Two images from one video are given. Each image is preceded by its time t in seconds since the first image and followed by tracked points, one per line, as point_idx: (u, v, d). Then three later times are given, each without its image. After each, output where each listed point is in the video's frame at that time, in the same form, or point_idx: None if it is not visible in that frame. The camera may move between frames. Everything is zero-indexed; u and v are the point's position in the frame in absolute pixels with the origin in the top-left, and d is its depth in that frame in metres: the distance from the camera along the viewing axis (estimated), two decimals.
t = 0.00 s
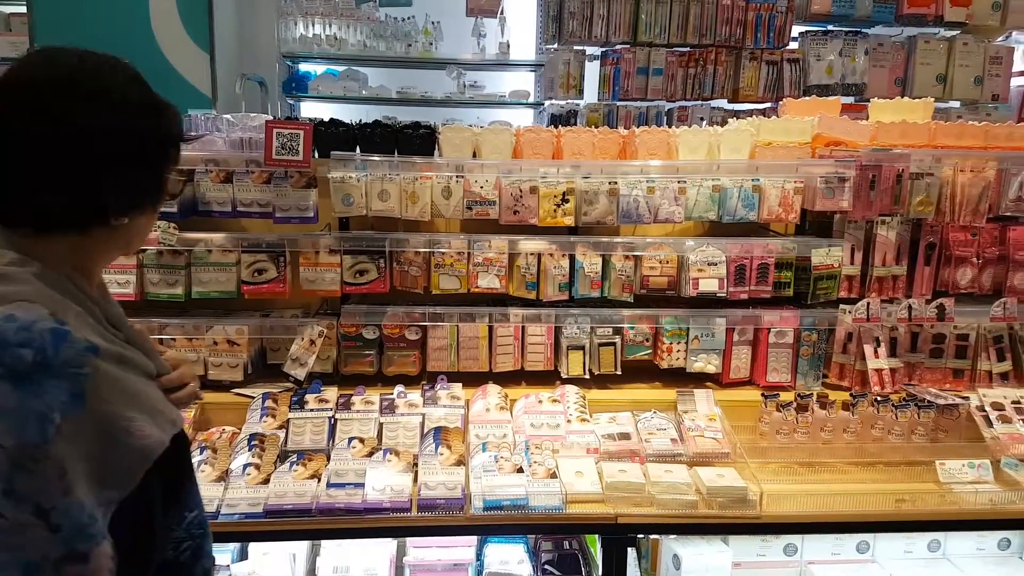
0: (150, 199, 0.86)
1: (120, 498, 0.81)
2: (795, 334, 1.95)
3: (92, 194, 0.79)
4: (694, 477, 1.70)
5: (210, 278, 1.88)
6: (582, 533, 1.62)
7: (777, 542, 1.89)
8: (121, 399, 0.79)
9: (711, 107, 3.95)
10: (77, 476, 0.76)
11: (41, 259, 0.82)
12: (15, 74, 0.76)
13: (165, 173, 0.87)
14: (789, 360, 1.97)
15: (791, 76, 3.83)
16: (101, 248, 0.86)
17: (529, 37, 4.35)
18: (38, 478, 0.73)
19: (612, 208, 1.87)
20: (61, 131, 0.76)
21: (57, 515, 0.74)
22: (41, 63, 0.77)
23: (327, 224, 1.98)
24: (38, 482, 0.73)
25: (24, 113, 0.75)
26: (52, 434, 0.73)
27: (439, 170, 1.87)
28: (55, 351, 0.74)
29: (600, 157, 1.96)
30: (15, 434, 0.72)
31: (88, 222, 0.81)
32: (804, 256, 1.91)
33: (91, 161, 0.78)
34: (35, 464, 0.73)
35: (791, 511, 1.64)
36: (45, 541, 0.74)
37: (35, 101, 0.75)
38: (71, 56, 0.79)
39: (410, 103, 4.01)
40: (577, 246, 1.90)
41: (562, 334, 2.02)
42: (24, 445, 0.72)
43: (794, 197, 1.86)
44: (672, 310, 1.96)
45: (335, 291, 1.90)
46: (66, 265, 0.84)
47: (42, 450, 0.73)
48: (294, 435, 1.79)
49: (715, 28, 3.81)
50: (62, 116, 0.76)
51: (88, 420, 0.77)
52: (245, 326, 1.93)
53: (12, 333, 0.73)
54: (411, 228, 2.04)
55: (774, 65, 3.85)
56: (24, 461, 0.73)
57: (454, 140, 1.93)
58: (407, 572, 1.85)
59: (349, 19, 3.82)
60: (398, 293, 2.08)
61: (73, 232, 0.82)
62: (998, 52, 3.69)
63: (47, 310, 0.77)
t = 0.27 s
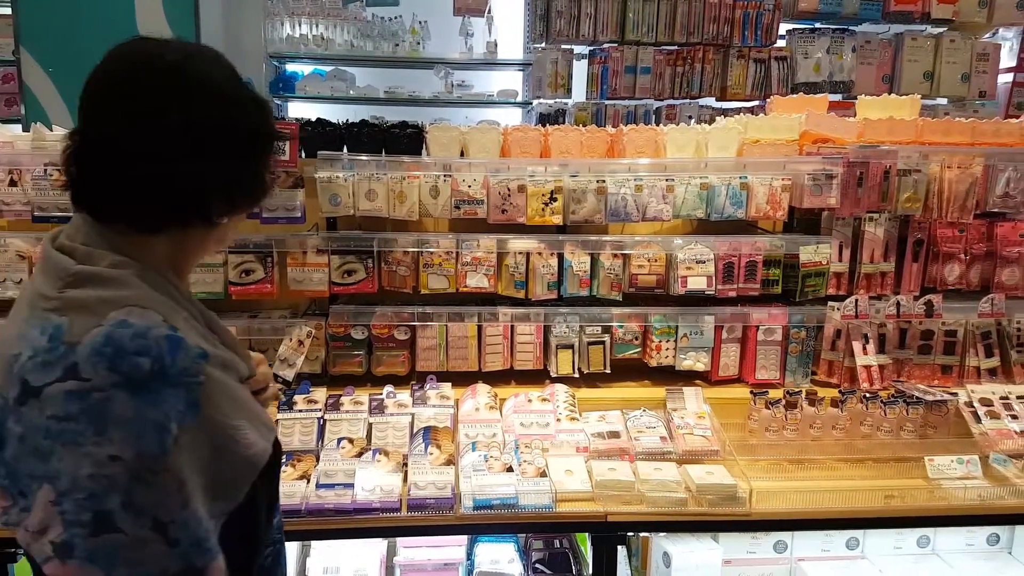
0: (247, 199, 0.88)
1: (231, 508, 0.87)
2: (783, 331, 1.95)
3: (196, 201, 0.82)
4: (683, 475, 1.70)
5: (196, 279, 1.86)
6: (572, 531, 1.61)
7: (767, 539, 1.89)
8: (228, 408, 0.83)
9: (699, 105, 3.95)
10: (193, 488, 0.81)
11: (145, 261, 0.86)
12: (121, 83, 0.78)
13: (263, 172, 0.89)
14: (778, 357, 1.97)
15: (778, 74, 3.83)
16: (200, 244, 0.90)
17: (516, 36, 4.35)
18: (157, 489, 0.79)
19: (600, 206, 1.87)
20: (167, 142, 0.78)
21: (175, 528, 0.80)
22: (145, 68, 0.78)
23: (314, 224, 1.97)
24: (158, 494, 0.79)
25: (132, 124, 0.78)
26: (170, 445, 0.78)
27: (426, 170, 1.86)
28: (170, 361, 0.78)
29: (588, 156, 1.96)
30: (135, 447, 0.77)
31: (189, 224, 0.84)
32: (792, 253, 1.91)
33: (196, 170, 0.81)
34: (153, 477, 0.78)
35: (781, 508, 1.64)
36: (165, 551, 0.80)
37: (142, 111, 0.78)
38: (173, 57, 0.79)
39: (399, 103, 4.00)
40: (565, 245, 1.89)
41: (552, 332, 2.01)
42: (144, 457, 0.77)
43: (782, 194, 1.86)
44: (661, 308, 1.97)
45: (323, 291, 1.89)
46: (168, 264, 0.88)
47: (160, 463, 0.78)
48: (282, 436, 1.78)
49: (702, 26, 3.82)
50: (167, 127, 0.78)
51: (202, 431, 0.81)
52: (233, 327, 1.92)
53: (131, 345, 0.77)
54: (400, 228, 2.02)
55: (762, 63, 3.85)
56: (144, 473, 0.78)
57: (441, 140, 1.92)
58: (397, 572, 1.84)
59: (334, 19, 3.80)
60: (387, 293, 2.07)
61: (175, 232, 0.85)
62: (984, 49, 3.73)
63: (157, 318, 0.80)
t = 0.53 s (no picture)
0: (314, 195, 0.88)
1: (302, 512, 0.87)
2: (775, 330, 1.96)
3: (266, 201, 0.82)
4: (675, 473, 1.70)
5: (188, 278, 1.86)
6: (565, 530, 1.61)
7: (760, 537, 1.89)
8: (300, 412, 0.83)
9: (692, 104, 3.96)
10: (270, 495, 0.81)
11: (214, 263, 0.86)
12: (187, 84, 0.78)
13: (329, 169, 0.89)
14: (769, 355, 1.97)
15: (770, 73, 3.83)
16: (266, 243, 0.90)
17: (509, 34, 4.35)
18: (235, 497, 0.78)
19: (592, 205, 1.87)
20: (238, 144, 0.78)
21: (252, 537, 0.79)
22: (214, 67, 0.78)
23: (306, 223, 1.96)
24: (236, 502, 0.78)
25: (203, 125, 0.78)
26: (249, 452, 0.78)
27: (419, 168, 1.86)
28: (249, 367, 0.78)
29: (581, 154, 1.95)
30: (215, 455, 0.77)
31: (259, 224, 0.84)
32: (784, 252, 1.91)
33: (268, 169, 0.81)
34: (232, 485, 0.78)
35: (773, 506, 1.64)
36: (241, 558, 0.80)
37: (213, 112, 0.77)
38: (241, 55, 0.79)
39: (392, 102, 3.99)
40: (558, 243, 1.89)
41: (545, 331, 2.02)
42: (224, 465, 0.77)
43: (774, 193, 1.87)
44: (653, 307, 1.97)
45: (315, 289, 1.88)
46: (235, 264, 0.87)
47: (240, 471, 0.77)
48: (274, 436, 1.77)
49: (694, 26, 3.82)
50: (239, 129, 0.78)
51: (277, 436, 0.81)
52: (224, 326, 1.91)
53: (209, 350, 0.77)
54: (392, 226, 2.01)
55: (755, 62, 3.85)
56: (224, 481, 0.77)
57: (434, 138, 1.93)
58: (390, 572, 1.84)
59: (328, 17, 3.79)
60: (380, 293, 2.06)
61: (244, 232, 0.85)
62: (976, 48, 3.74)
63: (230, 321, 0.80)
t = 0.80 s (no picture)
0: (372, 198, 0.89)
1: (367, 510, 0.90)
2: (764, 329, 1.98)
3: (327, 206, 0.84)
4: (665, 472, 1.71)
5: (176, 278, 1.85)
6: (555, 528, 1.62)
7: (749, 535, 1.90)
8: (365, 412, 0.86)
9: (682, 104, 3.98)
10: (340, 494, 0.84)
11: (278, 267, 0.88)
12: (245, 94, 0.79)
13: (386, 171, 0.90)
14: (758, 354, 1.99)
15: (759, 73, 3.85)
16: (324, 245, 0.91)
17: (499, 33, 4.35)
18: (308, 497, 0.81)
19: (583, 205, 1.87)
20: (300, 151, 0.80)
21: (324, 534, 0.83)
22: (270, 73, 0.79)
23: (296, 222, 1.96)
24: (309, 501, 0.81)
25: (264, 133, 0.79)
26: (321, 452, 0.81)
27: (410, 167, 1.85)
28: (318, 369, 0.81)
29: (571, 154, 1.96)
30: (290, 455, 0.80)
31: (319, 227, 0.86)
32: (772, 251, 1.93)
33: (330, 175, 0.82)
34: (306, 484, 0.81)
35: (762, 504, 1.65)
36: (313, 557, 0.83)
37: (275, 119, 0.79)
38: (295, 59, 0.79)
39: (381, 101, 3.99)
40: (549, 242, 1.90)
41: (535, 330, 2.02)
42: (297, 466, 0.80)
43: (763, 193, 1.87)
44: (643, 306, 1.97)
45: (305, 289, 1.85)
46: (296, 266, 0.89)
47: (313, 471, 0.81)
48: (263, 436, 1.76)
49: (685, 26, 3.84)
50: (301, 137, 0.79)
51: (346, 437, 0.84)
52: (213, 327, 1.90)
53: (282, 353, 0.79)
54: (383, 225, 2.01)
55: (745, 62, 3.87)
56: (298, 481, 0.81)
57: (425, 137, 1.93)
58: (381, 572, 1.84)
59: (317, 15, 3.72)
60: (370, 292, 2.05)
61: (305, 235, 0.87)
62: (962, 49, 3.77)
63: (297, 323, 0.82)
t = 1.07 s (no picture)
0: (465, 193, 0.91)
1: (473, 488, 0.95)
2: (749, 328, 1.98)
3: (425, 203, 0.86)
4: (652, 471, 1.71)
5: (161, 277, 1.85)
6: (542, 528, 1.62)
7: (735, 534, 1.91)
8: (468, 393, 0.90)
9: (670, 105, 3.99)
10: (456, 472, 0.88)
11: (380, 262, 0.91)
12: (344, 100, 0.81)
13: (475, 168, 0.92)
14: (744, 353, 1.99)
15: (747, 74, 3.86)
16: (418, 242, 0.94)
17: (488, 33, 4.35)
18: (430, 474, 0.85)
19: (571, 204, 1.88)
20: (399, 153, 0.82)
21: (444, 510, 0.87)
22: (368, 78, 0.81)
23: (283, 220, 1.95)
24: (431, 479, 0.85)
25: (363, 136, 0.81)
26: (440, 431, 0.85)
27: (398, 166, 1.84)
28: (433, 355, 0.84)
29: (560, 154, 1.96)
30: (413, 435, 0.84)
31: (418, 224, 0.88)
32: (758, 251, 1.94)
33: (426, 175, 0.84)
34: (429, 463, 0.85)
35: (748, 503, 1.66)
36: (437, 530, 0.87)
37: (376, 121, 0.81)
38: (390, 65, 0.81)
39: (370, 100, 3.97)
40: (537, 242, 1.91)
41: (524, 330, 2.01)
42: (421, 444, 0.84)
43: (749, 193, 1.88)
44: (630, 306, 1.98)
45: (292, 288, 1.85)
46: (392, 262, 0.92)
47: (434, 449, 0.85)
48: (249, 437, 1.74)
49: (673, 26, 3.86)
50: (398, 141, 0.81)
51: (455, 417, 0.89)
52: (198, 326, 1.88)
53: (398, 341, 0.82)
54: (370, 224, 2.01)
55: (732, 63, 3.89)
56: (421, 459, 0.85)
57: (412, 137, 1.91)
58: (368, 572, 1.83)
59: (306, 13, 3.76)
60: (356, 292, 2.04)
61: (403, 233, 0.89)
62: (948, 52, 3.79)
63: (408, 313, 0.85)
